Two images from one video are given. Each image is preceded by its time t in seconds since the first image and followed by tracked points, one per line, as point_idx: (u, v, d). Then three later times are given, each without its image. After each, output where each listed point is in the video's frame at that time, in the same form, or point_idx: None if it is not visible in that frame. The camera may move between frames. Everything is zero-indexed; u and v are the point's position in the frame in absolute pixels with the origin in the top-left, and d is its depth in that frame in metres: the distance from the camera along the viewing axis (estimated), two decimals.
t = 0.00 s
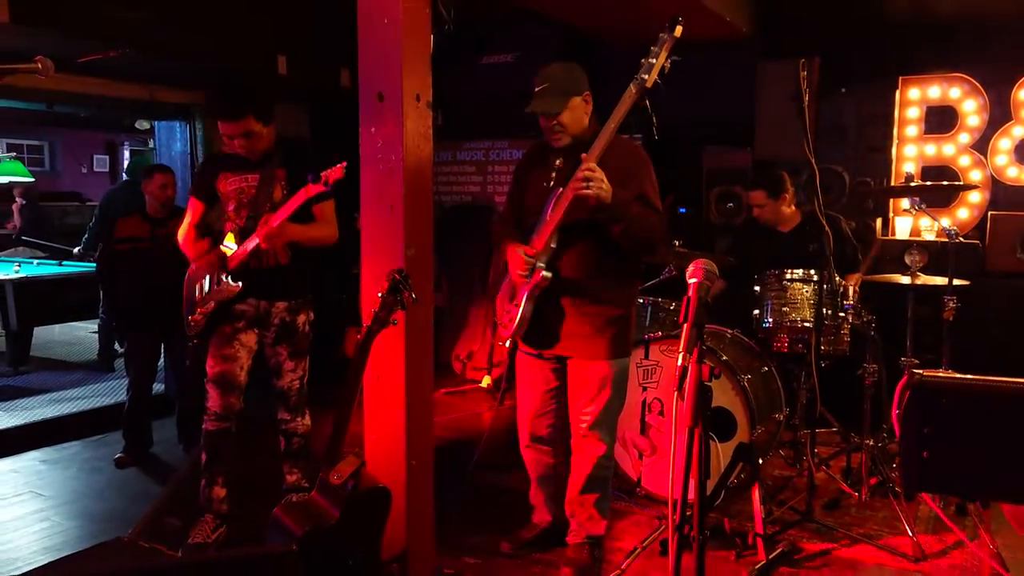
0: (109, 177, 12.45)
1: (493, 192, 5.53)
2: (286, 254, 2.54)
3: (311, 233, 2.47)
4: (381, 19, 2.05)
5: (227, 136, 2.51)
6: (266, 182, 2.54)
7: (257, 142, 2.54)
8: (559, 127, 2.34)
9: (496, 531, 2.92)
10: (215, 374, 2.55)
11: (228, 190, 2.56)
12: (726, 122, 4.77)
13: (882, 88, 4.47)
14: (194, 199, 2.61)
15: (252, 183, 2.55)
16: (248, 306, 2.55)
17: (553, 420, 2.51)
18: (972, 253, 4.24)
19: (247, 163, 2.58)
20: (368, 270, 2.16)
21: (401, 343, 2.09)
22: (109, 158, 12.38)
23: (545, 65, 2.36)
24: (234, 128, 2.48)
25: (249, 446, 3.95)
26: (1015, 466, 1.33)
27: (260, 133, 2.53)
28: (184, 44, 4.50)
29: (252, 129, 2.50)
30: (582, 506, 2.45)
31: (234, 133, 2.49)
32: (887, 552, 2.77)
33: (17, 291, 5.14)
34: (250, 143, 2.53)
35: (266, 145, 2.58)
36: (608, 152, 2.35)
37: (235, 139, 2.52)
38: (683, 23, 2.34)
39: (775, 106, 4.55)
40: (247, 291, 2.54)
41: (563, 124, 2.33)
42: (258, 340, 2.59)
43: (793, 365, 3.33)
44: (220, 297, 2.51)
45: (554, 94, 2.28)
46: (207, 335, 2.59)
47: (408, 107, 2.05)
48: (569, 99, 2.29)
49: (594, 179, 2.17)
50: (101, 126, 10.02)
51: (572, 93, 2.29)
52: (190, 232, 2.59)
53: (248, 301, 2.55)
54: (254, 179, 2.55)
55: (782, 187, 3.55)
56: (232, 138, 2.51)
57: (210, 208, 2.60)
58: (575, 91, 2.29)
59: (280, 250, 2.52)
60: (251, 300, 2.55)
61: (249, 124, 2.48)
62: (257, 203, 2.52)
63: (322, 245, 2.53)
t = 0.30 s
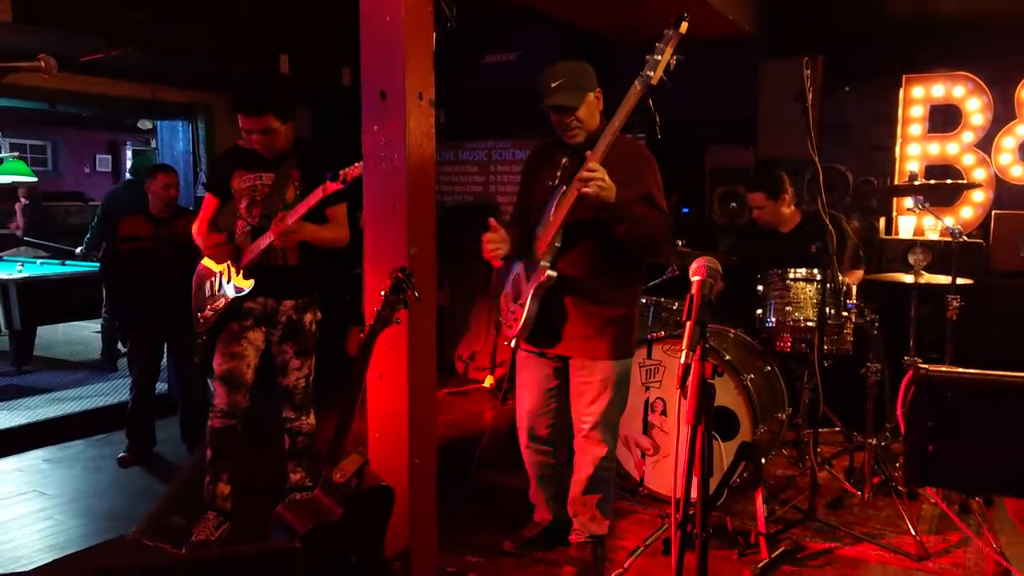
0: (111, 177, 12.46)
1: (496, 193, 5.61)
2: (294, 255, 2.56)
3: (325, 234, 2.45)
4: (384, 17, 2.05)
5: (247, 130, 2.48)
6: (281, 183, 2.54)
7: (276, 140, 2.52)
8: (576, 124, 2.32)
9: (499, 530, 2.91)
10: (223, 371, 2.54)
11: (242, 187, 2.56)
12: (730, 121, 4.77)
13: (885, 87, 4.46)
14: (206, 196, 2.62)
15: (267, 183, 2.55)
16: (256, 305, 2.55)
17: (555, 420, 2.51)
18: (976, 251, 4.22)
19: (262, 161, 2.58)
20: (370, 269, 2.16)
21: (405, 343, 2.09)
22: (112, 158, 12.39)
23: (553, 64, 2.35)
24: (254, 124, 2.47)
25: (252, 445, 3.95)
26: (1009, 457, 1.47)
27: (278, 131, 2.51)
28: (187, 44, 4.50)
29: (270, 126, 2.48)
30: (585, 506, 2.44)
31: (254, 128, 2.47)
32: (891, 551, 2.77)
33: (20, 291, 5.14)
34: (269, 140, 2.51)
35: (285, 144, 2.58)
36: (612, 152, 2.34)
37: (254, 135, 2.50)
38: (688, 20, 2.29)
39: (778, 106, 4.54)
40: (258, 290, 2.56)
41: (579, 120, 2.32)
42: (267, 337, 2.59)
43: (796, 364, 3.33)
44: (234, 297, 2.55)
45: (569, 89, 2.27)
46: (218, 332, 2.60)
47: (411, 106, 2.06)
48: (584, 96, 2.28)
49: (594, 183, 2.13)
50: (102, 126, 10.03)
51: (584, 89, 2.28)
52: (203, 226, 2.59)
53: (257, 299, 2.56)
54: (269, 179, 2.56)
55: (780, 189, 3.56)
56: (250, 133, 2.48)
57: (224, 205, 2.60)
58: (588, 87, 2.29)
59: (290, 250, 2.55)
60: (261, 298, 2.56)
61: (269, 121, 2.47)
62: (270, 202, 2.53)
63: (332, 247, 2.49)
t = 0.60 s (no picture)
0: (113, 177, 12.48)
1: (499, 192, 5.60)
2: (293, 255, 2.54)
3: (324, 234, 2.48)
4: (385, 16, 2.05)
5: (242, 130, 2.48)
6: (277, 182, 2.54)
7: (271, 139, 2.52)
8: (578, 123, 2.32)
9: (501, 531, 2.91)
10: (222, 372, 2.55)
11: (237, 186, 2.56)
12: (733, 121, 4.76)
13: (888, 87, 4.46)
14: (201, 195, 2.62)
15: (263, 182, 2.54)
16: (255, 305, 2.55)
17: (559, 420, 2.51)
18: (980, 253, 4.21)
19: (257, 158, 2.57)
20: (372, 269, 2.15)
21: (406, 343, 2.09)
22: (115, 158, 12.42)
23: (557, 62, 2.34)
24: (249, 123, 2.46)
25: (253, 445, 3.94)
26: (1016, 460, 1.34)
27: (273, 128, 2.50)
28: (190, 44, 4.51)
29: (265, 125, 2.47)
30: (586, 506, 2.44)
31: (249, 127, 2.46)
32: (894, 552, 2.76)
33: (23, 290, 5.14)
34: (263, 138, 2.50)
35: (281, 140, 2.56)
36: (617, 152, 2.33)
37: (249, 134, 2.49)
38: (699, 27, 2.31)
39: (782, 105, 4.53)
40: (256, 290, 2.55)
41: (581, 119, 2.31)
42: (263, 338, 2.59)
43: (799, 365, 3.32)
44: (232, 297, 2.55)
45: (573, 88, 2.27)
46: (214, 335, 2.58)
47: (412, 105, 2.05)
48: (589, 95, 2.28)
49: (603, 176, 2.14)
50: (105, 126, 10.04)
51: (589, 88, 2.28)
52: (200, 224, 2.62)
53: (255, 300, 2.55)
54: (265, 178, 2.54)
55: (784, 187, 3.57)
56: (245, 132, 2.48)
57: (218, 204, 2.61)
58: (592, 86, 2.29)
59: (288, 250, 2.52)
60: (260, 300, 2.56)
61: (264, 121, 2.46)
62: (266, 202, 2.53)
63: (332, 246, 2.52)
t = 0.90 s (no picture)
0: (116, 177, 12.48)
1: (500, 193, 5.60)
2: (291, 257, 2.52)
3: (321, 234, 2.47)
4: (386, 16, 2.04)
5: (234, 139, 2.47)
6: (270, 184, 2.51)
7: (261, 143, 2.50)
8: (577, 124, 2.31)
9: (502, 532, 2.90)
10: (221, 377, 2.56)
11: (231, 190, 2.54)
12: (736, 121, 4.75)
13: (892, 88, 4.46)
14: (195, 201, 2.59)
15: (256, 184, 2.51)
16: (252, 308, 2.54)
17: (558, 422, 2.49)
18: (983, 253, 4.18)
19: (248, 161, 2.53)
20: (373, 269, 2.14)
21: (406, 344, 2.07)
22: (117, 158, 12.43)
23: (558, 64, 2.33)
24: (236, 128, 2.44)
25: (253, 447, 3.93)
26: None
27: (263, 133, 2.49)
28: (192, 44, 4.50)
29: (253, 128, 2.46)
30: (588, 508, 2.42)
31: (239, 133, 2.46)
32: (897, 556, 2.74)
33: (24, 291, 5.13)
34: (253, 143, 2.49)
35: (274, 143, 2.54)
36: (621, 152, 2.32)
37: (240, 141, 2.48)
38: (702, 24, 2.38)
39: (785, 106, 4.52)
40: (252, 293, 2.53)
41: (580, 120, 2.30)
42: (259, 343, 2.58)
43: (801, 366, 3.30)
44: (229, 304, 2.51)
45: (574, 89, 2.26)
46: (211, 339, 2.57)
47: (413, 105, 2.04)
48: (588, 97, 2.27)
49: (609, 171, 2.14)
50: (107, 126, 10.04)
51: (590, 90, 2.26)
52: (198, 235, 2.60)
53: (253, 305, 2.54)
54: (258, 180, 2.51)
55: (793, 186, 3.56)
56: (234, 137, 2.47)
57: (214, 209, 2.59)
58: (593, 87, 2.28)
59: (285, 252, 2.49)
60: (258, 303, 2.54)
61: (251, 123, 2.44)
62: (260, 205, 2.51)
63: (329, 245, 2.51)
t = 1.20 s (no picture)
0: (118, 175, 12.48)
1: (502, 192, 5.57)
2: (285, 257, 2.53)
3: (314, 236, 2.47)
4: (387, 14, 2.03)
5: (235, 129, 2.44)
6: (267, 182, 2.50)
7: (261, 135, 2.47)
8: (571, 129, 2.30)
9: (504, 532, 2.89)
10: (212, 374, 2.52)
11: (226, 186, 2.52)
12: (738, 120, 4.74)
13: (895, 88, 4.44)
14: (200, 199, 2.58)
15: (254, 181, 2.50)
16: (247, 308, 2.54)
17: (563, 420, 2.47)
18: (987, 253, 4.15)
19: (248, 157, 2.52)
20: (375, 268, 2.13)
21: (408, 343, 2.06)
22: (119, 157, 12.43)
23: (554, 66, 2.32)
24: (237, 117, 2.41)
25: (255, 446, 3.92)
26: None
27: (264, 126, 2.47)
28: (194, 43, 4.50)
29: (256, 120, 2.43)
30: (590, 507, 2.41)
31: (241, 123, 2.43)
32: (900, 557, 2.72)
33: (26, 289, 5.13)
34: (253, 134, 2.46)
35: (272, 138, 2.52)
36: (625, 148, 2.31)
37: (241, 132, 2.45)
38: (706, 16, 2.33)
39: (788, 105, 4.50)
40: (247, 292, 2.53)
41: (578, 122, 2.29)
42: (252, 343, 2.58)
43: (805, 366, 3.29)
44: (223, 304, 2.52)
45: (570, 91, 2.24)
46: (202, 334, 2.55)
47: (415, 104, 2.03)
48: (581, 102, 2.25)
49: (612, 170, 2.13)
50: (109, 125, 10.05)
51: (587, 91, 2.25)
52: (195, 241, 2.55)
53: (248, 303, 2.53)
54: (255, 178, 2.50)
55: (803, 184, 3.58)
56: (234, 127, 2.44)
57: (215, 208, 2.57)
58: (591, 86, 2.25)
59: (278, 252, 2.51)
60: (252, 303, 2.54)
61: (252, 112, 2.41)
62: (256, 202, 2.49)
63: (322, 247, 2.50)
